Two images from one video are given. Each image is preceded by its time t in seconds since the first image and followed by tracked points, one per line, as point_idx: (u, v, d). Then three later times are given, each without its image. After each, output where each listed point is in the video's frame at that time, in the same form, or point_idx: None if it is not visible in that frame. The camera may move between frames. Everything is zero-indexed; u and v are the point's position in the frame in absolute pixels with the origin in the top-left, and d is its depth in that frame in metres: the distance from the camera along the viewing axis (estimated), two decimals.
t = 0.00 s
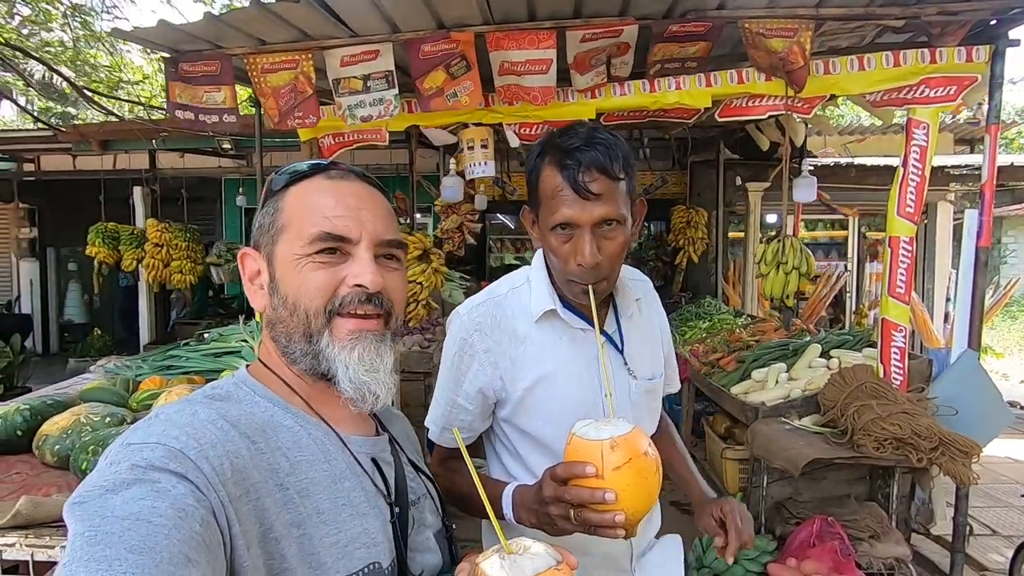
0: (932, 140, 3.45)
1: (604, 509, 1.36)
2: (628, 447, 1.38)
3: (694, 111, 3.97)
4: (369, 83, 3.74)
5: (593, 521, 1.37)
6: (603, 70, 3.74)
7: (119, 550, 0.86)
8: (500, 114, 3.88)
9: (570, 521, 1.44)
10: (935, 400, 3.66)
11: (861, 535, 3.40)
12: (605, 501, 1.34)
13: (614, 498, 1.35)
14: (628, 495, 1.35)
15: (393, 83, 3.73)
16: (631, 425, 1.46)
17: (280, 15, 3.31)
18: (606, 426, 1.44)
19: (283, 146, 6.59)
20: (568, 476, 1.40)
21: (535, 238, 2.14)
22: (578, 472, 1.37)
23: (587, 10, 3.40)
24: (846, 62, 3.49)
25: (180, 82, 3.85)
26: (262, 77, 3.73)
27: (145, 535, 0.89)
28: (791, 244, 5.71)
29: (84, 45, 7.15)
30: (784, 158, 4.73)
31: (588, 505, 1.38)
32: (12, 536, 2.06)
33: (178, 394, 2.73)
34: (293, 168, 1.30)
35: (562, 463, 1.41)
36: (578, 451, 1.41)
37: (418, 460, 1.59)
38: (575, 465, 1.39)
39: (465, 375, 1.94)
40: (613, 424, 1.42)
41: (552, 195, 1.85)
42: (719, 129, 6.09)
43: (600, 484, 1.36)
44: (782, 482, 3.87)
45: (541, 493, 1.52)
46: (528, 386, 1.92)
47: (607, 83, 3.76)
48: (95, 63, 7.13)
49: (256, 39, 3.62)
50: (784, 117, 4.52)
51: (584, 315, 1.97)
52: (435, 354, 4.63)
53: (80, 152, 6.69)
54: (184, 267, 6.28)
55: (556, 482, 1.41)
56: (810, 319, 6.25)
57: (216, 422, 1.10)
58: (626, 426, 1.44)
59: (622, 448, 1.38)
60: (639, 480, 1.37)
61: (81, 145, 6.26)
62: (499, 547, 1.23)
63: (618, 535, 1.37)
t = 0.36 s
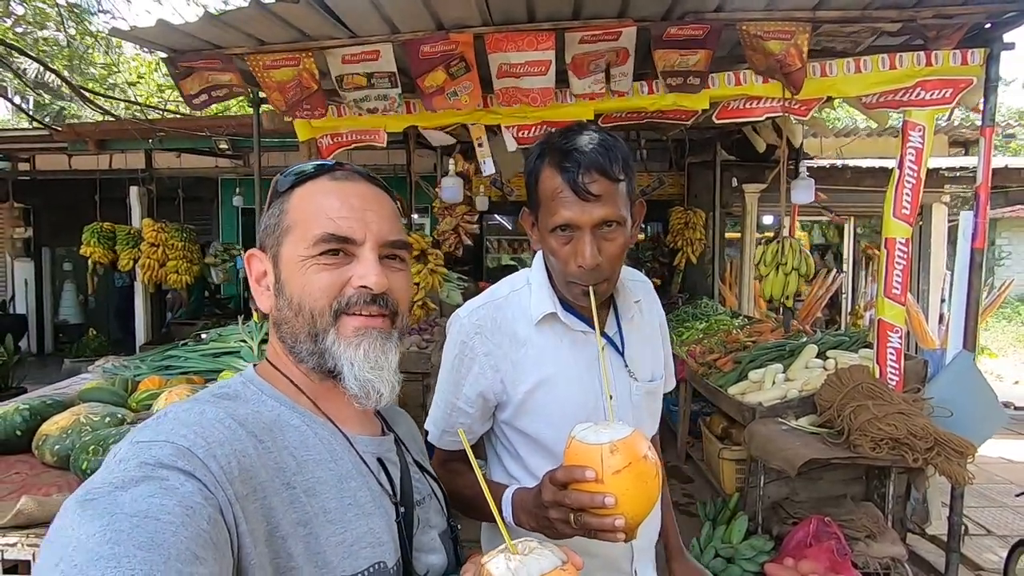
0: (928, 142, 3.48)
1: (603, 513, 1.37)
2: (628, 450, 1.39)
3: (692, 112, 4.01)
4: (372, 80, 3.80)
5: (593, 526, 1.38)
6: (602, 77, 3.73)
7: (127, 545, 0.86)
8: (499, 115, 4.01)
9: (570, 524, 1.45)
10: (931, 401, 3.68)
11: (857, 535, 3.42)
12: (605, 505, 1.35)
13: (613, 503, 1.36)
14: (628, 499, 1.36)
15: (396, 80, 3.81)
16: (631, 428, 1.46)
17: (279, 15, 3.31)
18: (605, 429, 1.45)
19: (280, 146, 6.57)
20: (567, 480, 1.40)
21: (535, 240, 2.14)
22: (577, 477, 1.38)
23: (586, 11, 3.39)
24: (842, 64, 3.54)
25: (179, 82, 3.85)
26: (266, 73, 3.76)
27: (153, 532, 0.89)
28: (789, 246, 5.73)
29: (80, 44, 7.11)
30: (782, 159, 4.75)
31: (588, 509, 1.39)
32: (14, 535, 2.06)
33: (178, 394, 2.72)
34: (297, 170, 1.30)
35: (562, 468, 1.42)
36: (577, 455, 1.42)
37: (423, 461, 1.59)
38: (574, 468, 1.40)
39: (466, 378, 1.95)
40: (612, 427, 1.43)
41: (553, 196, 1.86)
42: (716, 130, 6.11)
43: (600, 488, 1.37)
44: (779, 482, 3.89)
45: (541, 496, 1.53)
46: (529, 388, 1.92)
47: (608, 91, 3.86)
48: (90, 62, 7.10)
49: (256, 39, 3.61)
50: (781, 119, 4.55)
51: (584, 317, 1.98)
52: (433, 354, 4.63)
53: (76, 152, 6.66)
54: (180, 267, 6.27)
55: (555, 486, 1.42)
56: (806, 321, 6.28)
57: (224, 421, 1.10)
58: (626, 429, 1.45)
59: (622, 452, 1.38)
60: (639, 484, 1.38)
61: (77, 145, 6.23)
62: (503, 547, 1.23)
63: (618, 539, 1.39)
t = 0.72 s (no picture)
0: (924, 145, 3.49)
1: (606, 516, 1.38)
2: (631, 454, 1.40)
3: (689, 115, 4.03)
4: (372, 74, 3.83)
5: (596, 528, 1.38)
6: (599, 80, 3.77)
7: (135, 547, 0.86)
8: (497, 117, 4.03)
9: (573, 526, 1.45)
10: (927, 402, 3.70)
11: (854, 535, 3.43)
12: (608, 508, 1.36)
13: (616, 506, 1.36)
14: (630, 502, 1.37)
15: (397, 73, 3.86)
16: (633, 432, 1.47)
17: (278, 16, 3.31)
18: (609, 434, 1.45)
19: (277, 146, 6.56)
20: (571, 483, 1.41)
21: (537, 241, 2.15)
22: (580, 480, 1.39)
23: (586, 13, 3.39)
24: (839, 67, 3.56)
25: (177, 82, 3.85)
26: (267, 66, 3.75)
27: (161, 533, 0.89)
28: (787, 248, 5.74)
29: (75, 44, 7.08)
30: (779, 161, 4.78)
31: (591, 512, 1.40)
32: (16, 536, 2.07)
33: (178, 395, 2.72)
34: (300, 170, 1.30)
35: (565, 471, 1.42)
36: (581, 458, 1.42)
37: (428, 462, 1.59)
38: (577, 471, 1.40)
39: (469, 378, 1.95)
40: (616, 431, 1.43)
41: (557, 198, 1.86)
42: (713, 132, 6.14)
43: (603, 491, 1.37)
44: (776, 483, 3.93)
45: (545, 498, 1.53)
46: (532, 389, 1.93)
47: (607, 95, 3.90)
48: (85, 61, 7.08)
49: (255, 40, 3.61)
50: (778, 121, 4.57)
51: (587, 319, 1.99)
52: (431, 355, 4.64)
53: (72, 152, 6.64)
54: (176, 267, 6.25)
55: (558, 489, 1.43)
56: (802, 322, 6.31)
57: (231, 422, 1.09)
58: (629, 432, 1.46)
59: (625, 456, 1.39)
60: (642, 487, 1.38)
61: (73, 145, 6.21)
62: (508, 548, 1.22)
63: (620, 542, 1.39)
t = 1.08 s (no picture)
0: (919, 149, 3.52)
1: (608, 516, 1.38)
2: (633, 454, 1.41)
3: (686, 118, 4.04)
4: (370, 70, 3.85)
5: (598, 528, 1.39)
6: (598, 88, 3.79)
7: (136, 548, 0.86)
8: (496, 119, 4.02)
9: (575, 527, 1.45)
10: (922, 404, 3.73)
11: (850, 537, 3.45)
12: (610, 508, 1.37)
13: (619, 506, 1.37)
14: (633, 503, 1.38)
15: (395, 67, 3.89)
16: (634, 433, 1.48)
17: (277, 18, 3.31)
18: (610, 434, 1.46)
19: (274, 147, 6.56)
20: (573, 484, 1.41)
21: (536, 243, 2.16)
22: (582, 480, 1.39)
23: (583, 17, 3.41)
24: (835, 72, 3.58)
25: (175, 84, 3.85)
26: (265, 66, 3.75)
27: (162, 535, 0.89)
28: (783, 251, 5.77)
29: (72, 44, 7.07)
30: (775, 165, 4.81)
31: (594, 512, 1.40)
32: (15, 537, 2.07)
33: (176, 396, 2.72)
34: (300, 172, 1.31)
35: (567, 471, 1.43)
36: (583, 458, 1.43)
37: (428, 463, 1.60)
38: (580, 472, 1.41)
39: (468, 379, 1.96)
40: (617, 432, 1.44)
41: (558, 199, 1.87)
42: (709, 136, 6.16)
43: (606, 491, 1.38)
44: (773, 485, 3.94)
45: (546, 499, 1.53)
46: (531, 391, 1.93)
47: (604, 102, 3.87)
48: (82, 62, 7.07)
49: (253, 41, 3.62)
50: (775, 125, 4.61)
51: (586, 321, 2.00)
52: (429, 357, 4.65)
53: (68, 153, 6.63)
54: (172, 268, 6.24)
55: (560, 489, 1.43)
56: (797, 325, 6.35)
57: (231, 424, 1.09)
58: (630, 433, 1.46)
59: (628, 456, 1.40)
60: (644, 488, 1.39)
61: (69, 145, 6.20)
62: (509, 546, 1.22)
63: (621, 541, 1.40)
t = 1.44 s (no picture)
0: (915, 150, 3.54)
1: (610, 510, 1.38)
2: (634, 448, 1.41)
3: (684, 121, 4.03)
4: (368, 67, 3.85)
5: (598, 522, 1.38)
6: (594, 77, 3.80)
7: (124, 546, 0.83)
8: (494, 121, 4.02)
9: (575, 522, 1.45)
10: (919, 404, 3.73)
11: (849, 537, 3.45)
12: (612, 502, 1.36)
13: (620, 499, 1.37)
14: (634, 496, 1.38)
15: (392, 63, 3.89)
16: (634, 427, 1.48)
17: (275, 20, 3.33)
18: (611, 428, 1.46)
19: (271, 150, 6.56)
20: (573, 477, 1.41)
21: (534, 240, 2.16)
22: (583, 474, 1.39)
23: (581, 19, 3.43)
24: (831, 73, 3.60)
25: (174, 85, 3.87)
26: (264, 68, 3.77)
27: (151, 532, 0.85)
28: (780, 252, 5.79)
29: (70, 48, 7.09)
30: (772, 167, 4.83)
31: (594, 505, 1.39)
32: (11, 536, 2.06)
33: (173, 396, 2.72)
34: (355, 175, 1.21)
35: (567, 465, 1.43)
36: (583, 452, 1.43)
37: (425, 459, 1.53)
38: (580, 466, 1.41)
39: (466, 375, 1.96)
40: (618, 426, 1.44)
41: (556, 196, 1.88)
42: (706, 138, 6.18)
43: (606, 485, 1.38)
44: (771, 486, 3.93)
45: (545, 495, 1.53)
46: (530, 387, 1.93)
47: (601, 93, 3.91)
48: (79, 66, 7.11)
49: (251, 43, 3.64)
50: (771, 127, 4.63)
51: (584, 317, 2.00)
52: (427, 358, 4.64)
53: (65, 156, 6.64)
54: (170, 272, 6.25)
55: (561, 484, 1.43)
56: (795, 326, 6.38)
57: (221, 418, 1.04)
58: (630, 427, 1.46)
59: (628, 449, 1.40)
60: (645, 482, 1.39)
61: (67, 148, 6.22)
62: (513, 530, 1.19)
63: (621, 535, 1.39)
